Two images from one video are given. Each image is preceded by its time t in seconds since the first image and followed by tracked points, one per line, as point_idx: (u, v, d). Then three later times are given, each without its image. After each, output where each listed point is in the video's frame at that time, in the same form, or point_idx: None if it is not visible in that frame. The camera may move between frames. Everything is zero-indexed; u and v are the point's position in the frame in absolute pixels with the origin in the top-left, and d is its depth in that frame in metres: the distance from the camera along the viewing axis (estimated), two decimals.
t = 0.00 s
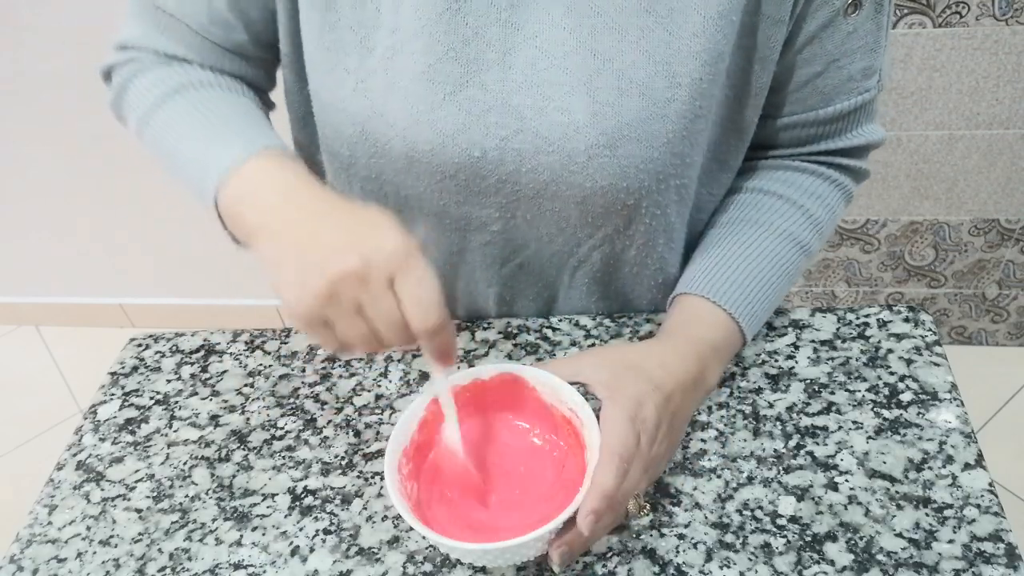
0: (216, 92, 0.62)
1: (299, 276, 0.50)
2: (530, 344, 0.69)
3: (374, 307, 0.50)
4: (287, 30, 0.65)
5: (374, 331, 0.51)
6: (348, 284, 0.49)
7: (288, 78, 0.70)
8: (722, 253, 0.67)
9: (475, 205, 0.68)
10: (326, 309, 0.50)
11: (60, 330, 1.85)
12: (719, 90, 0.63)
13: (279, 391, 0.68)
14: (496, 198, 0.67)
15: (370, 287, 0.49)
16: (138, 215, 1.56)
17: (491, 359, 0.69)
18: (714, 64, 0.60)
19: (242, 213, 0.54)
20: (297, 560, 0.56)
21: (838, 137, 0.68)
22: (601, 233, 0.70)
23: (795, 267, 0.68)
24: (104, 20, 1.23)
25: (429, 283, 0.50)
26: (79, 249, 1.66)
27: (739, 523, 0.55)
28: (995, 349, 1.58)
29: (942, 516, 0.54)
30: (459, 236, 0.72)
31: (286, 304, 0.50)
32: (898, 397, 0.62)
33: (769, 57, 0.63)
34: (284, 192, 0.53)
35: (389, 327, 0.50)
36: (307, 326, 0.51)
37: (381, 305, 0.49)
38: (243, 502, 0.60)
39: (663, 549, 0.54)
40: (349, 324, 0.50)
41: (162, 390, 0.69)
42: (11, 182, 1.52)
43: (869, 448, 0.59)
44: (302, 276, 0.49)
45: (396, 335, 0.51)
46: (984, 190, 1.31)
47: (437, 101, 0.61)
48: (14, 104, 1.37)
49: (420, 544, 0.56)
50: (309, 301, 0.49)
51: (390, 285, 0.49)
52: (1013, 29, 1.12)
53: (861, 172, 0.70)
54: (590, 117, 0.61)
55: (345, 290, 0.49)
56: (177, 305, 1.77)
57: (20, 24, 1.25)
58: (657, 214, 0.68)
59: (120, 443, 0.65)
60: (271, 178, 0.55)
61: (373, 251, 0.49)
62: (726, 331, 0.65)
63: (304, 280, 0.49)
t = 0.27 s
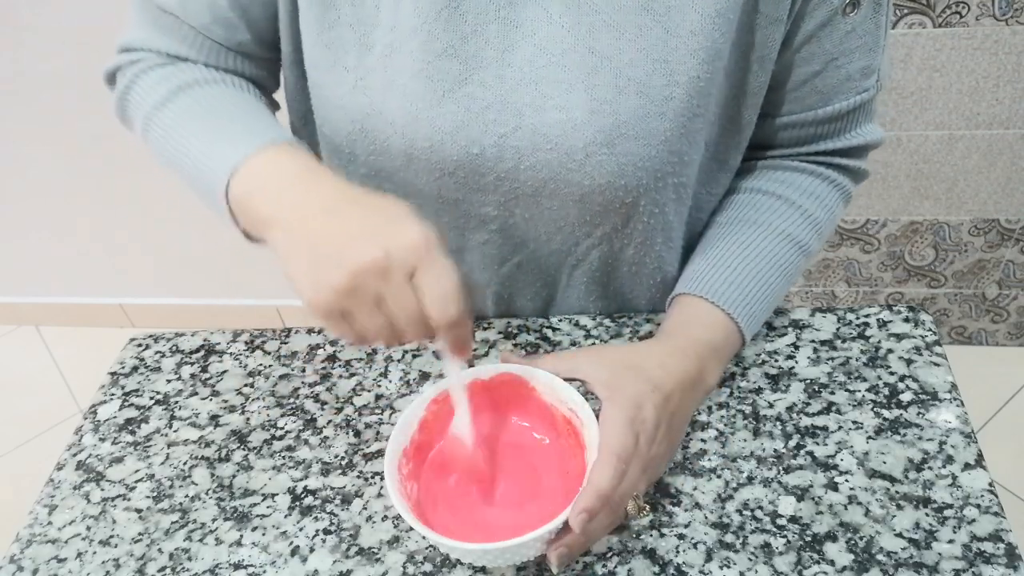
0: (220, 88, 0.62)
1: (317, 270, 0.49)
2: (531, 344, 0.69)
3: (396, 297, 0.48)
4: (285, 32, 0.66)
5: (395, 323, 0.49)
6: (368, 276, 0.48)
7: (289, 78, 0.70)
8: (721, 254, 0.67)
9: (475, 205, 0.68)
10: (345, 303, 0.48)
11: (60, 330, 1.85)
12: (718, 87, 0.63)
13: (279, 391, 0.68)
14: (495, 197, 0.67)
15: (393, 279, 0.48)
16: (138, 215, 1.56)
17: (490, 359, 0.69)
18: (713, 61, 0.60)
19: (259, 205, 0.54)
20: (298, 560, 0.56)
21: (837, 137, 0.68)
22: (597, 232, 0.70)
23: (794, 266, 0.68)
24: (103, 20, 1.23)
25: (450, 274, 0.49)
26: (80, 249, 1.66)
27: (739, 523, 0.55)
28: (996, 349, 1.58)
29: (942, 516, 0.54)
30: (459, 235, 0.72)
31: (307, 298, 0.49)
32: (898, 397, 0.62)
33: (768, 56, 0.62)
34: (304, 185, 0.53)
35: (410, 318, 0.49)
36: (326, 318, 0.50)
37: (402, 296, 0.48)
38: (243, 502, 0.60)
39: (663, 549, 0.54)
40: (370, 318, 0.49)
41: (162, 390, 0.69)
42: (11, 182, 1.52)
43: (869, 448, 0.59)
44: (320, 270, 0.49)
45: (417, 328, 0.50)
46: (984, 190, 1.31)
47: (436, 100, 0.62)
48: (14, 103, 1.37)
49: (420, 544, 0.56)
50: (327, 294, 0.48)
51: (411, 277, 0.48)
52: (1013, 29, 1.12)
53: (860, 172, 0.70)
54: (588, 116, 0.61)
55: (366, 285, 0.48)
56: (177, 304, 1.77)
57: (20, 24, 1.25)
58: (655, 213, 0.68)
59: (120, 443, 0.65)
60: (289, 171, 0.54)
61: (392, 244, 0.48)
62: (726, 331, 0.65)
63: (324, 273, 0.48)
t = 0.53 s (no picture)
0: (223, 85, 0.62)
1: (333, 268, 0.48)
2: (531, 344, 0.69)
3: (411, 292, 0.48)
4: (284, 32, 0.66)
5: (410, 318, 0.49)
6: (384, 270, 0.47)
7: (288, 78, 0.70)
8: (719, 254, 0.67)
9: (474, 204, 0.68)
10: (361, 300, 0.48)
11: (60, 330, 1.85)
12: (716, 86, 0.63)
13: (279, 391, 0.68)
14: (495, 194, 0.67)
15: (408, 274, 0.48)
16: (138, 215, 1.56)
17: (491, 359, 0.69)
18: (711, 60, 0.60)
19: (269, 202, 0.54)
20: (298, 560, 0.56)
21: (834, 137, 0.68)
22: (597, 231, 0.70)
23: (793, 266, 0.68)
24: (103, 20, 1.23)
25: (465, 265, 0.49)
26: (80, 249, 1.67)
27: (739, 523, 0.55)
28: (996, 349, 1.58)
29: (942, 516, 0.54)
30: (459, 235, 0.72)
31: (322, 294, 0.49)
32: (898, 397, 0.62)
33: (765, 55, 0.62)
34: (312, 179, 0.53)
35: (427, 311, 0.49)
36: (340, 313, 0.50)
37: (417, 289, 0.48)
38: (243, 502, 0.60)
39: (663, 549, 0.54)
40: (385, 312, 0.49)
41: (162, 390, 0.69)
42: (11, 182, 1.52)
43: (869, 448, 0.59)
44: (336, 266, 0.48)
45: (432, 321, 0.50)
46: (984, 190, 1.31)
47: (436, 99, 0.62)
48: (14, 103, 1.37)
49: (420, 544, 0.56)
50: (344, 290, 0.48)
51: (427, 271, 0.48)
52: (1013, 29, 1.12)
53: (858, 171, 0.70)
54: (587, 115, 0.61)
55: (382, 279, 0.48)
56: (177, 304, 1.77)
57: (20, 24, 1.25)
58: (655, 212, 0.68)
59: (120, 443, 0.65)
60: (295, 165, 0.54)
61: (407, 237, 0.48)
62: (726, 332, 0.65)
63: (339, 270, 0.48)
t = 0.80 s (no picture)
0: (226, 90, 0.62)
1: (346, 279, 0.49)
2: (530, 344, 0.69)
3: (426, 298, 0.48)
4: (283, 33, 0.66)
5: (429, 324, 0.50)
6: (396, 279, 0.48)
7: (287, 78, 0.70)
8: (718, 254, 0.67)
9: (474, 204, 0.68)
10: (377, 309, 0.49)
11: (60, 331, 1.85)
12: (714, 88, 0.63)
13: (278, 391, 0.68)
14: (493, 191, 0.67)
15: (418, 280, 0.48)
16: (138, 215, 1.56)
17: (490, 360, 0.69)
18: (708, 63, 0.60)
19: (276, 215, 0.54)
20: (298, 560, 0.56)
21: (832, 139, 0.68)
22: (596, 231, 0.70)
23: (792, 266, 0.68)
24: (103, 19, 1.23)
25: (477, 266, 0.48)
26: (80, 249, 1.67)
27: (739, 523, 0.55)
28: (996, 349, 1.58)
29: (942, 516, 0.54)
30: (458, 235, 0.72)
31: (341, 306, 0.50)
32: (898, 397, 0.62)
33: (763, 59, 0.62)
34: (319, 192, 0.53)
35: (442, 316, 0.49)
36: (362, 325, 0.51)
37: (431, 296, 0.48)
38: (243, 502, 0.60)
39: (663, 549, 0.54)
40: (405, 321, 0.50)
41: (162, 390, 0.69)
42: (11, 182, 1.52)
43: (869, 448, 0.59)
44: (349, 276, 0.49)
45: (454, 328, 0.50)
46: (984, 190, 1.31)
47: (435, 99, 0.61)
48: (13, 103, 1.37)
49: (420, 544, 0.56)
50: (359, 301, 0.48)
51: (436, 276, 0.48)
52: (1013, 29, 1.12)
53: (857, 172, 0.70)
54: (585, 115, 0.61)
55: (395, 287, 0.48)
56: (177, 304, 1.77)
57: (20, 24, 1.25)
58: (651, 214, 0.68)
59: (120, 443, 0.65)
60: (299, 179, 0.54)
61: (416, 242, 0.48)
62: (726, 331, 0.65)
63: (352, 280, 0.49)
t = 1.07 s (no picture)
0: (226, 95, 0.62)
1: (353, 274, 0.49)
2: (530, 344, 0.69)
3: (432, 295, 0.48)
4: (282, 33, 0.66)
5: (436, 322, 0.49)
6: (403, 274, 0.48)
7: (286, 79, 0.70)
8: (718, 254, 0.68)
9: (473, 204, 0.68)
10: (387, 306, 0.49)
11: (60, 331, 1.85)
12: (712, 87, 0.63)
13: (278, 391, 0.68)
14: (492, 196, 0.67)
15: (427, 276, 0.48)
16: (138, 215, 1.56)
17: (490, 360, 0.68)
18: (706, 63, 0.60)
19: (282, 218, 0.53)
20: (298, 560, 0.56)
21: (832, 137, 0.68)
22: (595, 230, 0.70)
23: (793, 265, 0.68)
24: (103, 20, 1.23)
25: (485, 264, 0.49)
26: (80, 249, 1.67)
27: (739, 523, 0.55)
28: (996, 349, 1.58)
29: (942, 516, 0.54)
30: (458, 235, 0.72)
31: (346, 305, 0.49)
32: (898, 397, 0.62)
33: (761, 58, 0.62)
34: (318, 195, 0.52)
35: (451, 313, 0.49)
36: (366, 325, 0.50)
37: (441, 292, 0.48)
38: (243, 502, 0.60)
39: (663, 549, 0.54)
40: (411, 318, 0.49)
41: (162, 390, 0.69)
42: (11, 182, 1.52)
43: (869, 448, 0.59)
44: (357, 274, 0.49)
45: (461, 327, 0.50)
46: (984, 190, 1.31)
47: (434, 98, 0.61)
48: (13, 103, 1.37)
49: (420, 544, 0.56)
50: (365, 297, 0.48)
51: (444, 271, 0.48)
52: (1012, 29, 1.12)
53: (858, 169, 0.70)
54: (584, 115, 0.61)
55: (402, 282, 0.48)
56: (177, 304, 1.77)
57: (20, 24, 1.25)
58: (650, 213, 0.68)
59: (120, 443, 0.65)
60: (301, 182, 0.54)
61: (425, 237, 0.48)
62: (725, 332, 0.65)
63: (359, 276, 0.49)
